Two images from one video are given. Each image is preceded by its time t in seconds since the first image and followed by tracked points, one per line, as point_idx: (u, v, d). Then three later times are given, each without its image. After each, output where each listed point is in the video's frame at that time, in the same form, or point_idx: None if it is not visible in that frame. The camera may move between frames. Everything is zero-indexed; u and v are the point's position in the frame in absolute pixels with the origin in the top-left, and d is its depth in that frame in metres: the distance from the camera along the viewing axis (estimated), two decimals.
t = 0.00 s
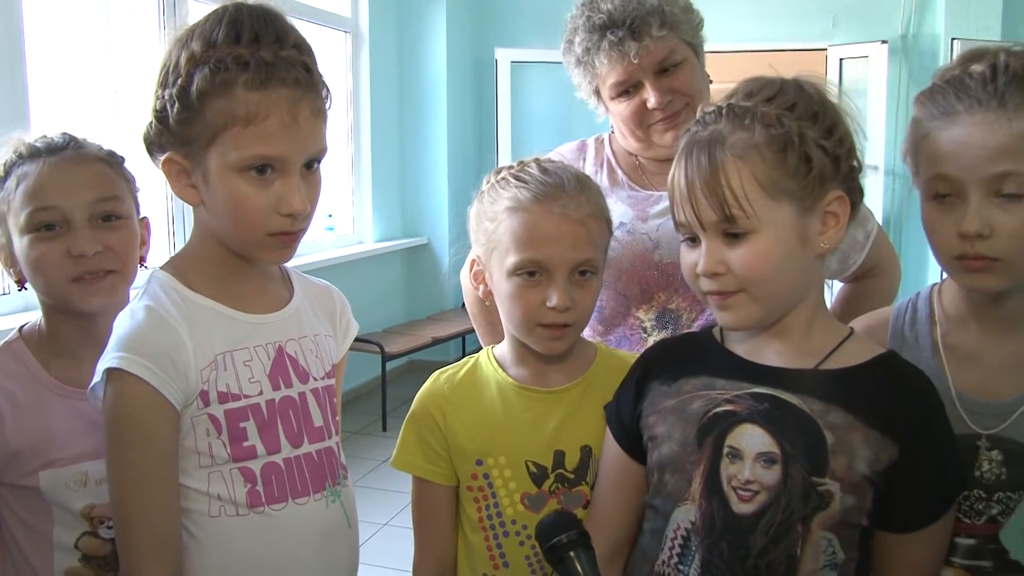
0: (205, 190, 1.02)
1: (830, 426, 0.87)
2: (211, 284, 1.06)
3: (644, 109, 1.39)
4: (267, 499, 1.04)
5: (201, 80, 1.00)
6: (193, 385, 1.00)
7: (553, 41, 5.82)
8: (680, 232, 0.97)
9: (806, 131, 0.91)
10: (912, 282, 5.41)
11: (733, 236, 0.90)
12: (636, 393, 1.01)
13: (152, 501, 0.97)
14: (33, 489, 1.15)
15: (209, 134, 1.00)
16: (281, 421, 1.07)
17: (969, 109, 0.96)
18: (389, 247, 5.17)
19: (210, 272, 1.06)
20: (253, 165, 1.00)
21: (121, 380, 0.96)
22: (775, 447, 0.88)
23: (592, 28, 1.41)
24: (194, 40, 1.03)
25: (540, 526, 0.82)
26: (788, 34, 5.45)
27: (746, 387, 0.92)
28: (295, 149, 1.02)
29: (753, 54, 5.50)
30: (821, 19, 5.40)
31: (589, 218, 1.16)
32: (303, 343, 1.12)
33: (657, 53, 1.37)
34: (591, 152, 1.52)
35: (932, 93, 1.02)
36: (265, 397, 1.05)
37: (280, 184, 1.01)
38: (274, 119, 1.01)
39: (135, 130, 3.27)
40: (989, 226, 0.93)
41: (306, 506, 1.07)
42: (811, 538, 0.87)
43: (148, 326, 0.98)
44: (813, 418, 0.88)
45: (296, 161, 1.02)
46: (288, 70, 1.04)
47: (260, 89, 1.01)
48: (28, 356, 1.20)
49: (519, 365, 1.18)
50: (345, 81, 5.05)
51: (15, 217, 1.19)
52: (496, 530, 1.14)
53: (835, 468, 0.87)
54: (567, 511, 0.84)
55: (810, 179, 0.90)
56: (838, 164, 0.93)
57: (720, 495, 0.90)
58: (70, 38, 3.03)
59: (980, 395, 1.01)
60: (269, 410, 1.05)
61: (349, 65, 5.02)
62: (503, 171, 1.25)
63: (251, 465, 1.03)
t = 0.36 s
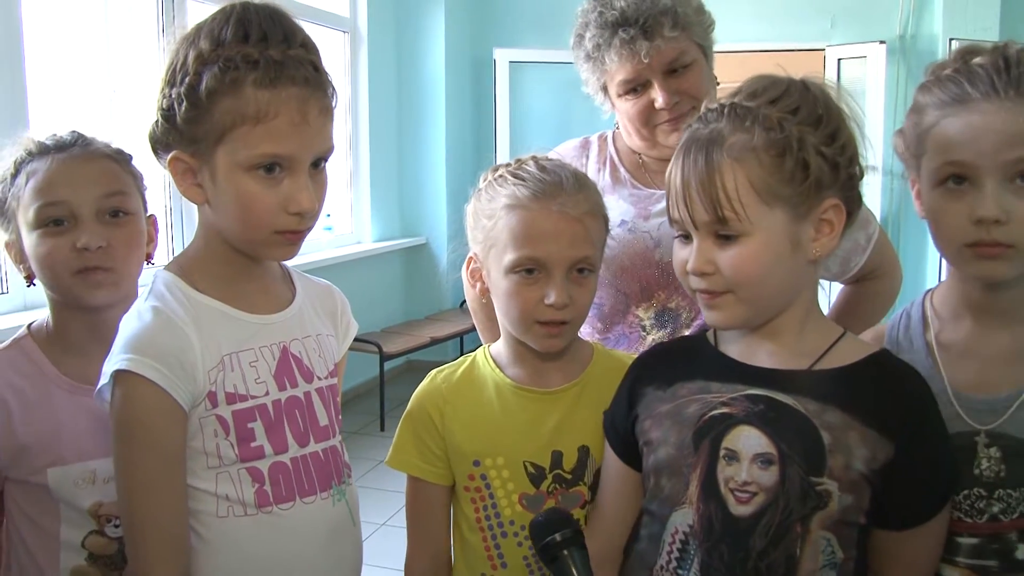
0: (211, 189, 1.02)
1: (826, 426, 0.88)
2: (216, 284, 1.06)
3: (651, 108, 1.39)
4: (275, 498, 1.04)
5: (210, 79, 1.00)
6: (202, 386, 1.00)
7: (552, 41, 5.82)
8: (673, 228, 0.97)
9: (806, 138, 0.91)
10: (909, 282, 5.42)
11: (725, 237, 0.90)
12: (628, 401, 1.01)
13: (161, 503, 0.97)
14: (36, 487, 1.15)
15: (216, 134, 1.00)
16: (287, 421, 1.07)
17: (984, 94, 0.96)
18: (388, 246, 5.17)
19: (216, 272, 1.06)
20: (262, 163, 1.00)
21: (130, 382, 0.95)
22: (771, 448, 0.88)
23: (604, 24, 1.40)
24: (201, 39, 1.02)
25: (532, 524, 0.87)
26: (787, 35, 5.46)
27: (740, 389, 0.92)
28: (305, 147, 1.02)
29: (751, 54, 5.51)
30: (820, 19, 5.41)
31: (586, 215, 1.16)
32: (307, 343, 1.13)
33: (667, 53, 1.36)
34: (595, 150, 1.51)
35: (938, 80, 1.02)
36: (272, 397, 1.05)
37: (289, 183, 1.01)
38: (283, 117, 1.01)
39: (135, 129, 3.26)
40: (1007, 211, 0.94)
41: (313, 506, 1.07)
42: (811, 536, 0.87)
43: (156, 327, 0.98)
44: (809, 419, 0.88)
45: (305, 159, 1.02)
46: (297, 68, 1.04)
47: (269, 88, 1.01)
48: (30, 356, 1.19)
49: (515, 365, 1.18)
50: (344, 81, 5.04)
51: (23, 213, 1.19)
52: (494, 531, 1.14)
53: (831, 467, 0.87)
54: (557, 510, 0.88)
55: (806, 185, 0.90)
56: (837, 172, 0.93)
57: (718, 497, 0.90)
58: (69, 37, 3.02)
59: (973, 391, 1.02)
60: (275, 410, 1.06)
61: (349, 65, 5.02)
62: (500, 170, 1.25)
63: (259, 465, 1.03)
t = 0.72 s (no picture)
0: (218, 188, 1.02)
1: (826, 424, 0.88)
2: (223, 283, 1.06)
3: (663, 110, 1.38)
4: (282, 496, 1.04)
5: (216, 78, 1.00)
6: (208, 384, 1.00)
7: (552, 42, 5.82)
8: (672, 227, 0.98)
9: (809, 147, 0.91)
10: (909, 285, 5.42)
11: (723, 241, 0.91)
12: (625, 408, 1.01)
13: (169, 501, 0.96)
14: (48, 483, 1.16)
15: (222, 132, 1.00)
16: (293, 419, 1.07)
17: (987, 103, 0.97)
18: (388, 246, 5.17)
19: (223, 270, 1.06)
20: (268, 160, 1.00)
21: (138, 380, 0.95)
22: (774, 448, 0.89)
23: (626, 22, 1.39)
24: (206, 39, 1.03)
25: (521, 524, 0.87)
26: (787, 37, 5.47)
27: (739, 391, 0.92)
28: (309, 144, 1.02)
29: (751, 56, 5.51)
30: (820, 22, 5.41)
31: (585, 216, 1.17)
32: (313, 342, 1.13)
33: (686, 57, 1.36)
34: (599, 150, 1.51)
35: (943, 88, 1.02)
36: (278, 395, 1.06)
37: (295, 179, 1.01)
38: (289, 115, 1.01)
39: (136, 128, 3.27)
40: (1013, 219, 0.94)
41: (320, 503, 1.08)
42: (814, 538, 0.87)
43: (164, 325, 0.98)
44: (809, 417, 0.88)
45: (310, 156, 1.03)
46: (301, 66, 1.04)
47: (274, 86, 1.01)
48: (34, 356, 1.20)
49: (515, 365, 1.19)
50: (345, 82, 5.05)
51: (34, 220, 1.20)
52: (487, 531, 1.14)
53: (835, 464, 0.87)
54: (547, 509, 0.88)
55: (806, 194, 0.90)
56: (837, 182, 0.93)
57: (720, 499, 0.90)
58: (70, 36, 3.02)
59: (981, 392, 1.02)
60: (282, 408, 1.06)
61: (349, 65, 5.02)
62: (497, 172, 1.25)
63: (266, 463, 1.04)
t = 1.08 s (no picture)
0: (229, 186, 1.02)
1: (826, 426, 0.88)
2: (234, 278, 1.06)
3: (677, 116, 1.33)
4: (291, 491, 1.04)
5: (223, 76, 1.00)
6: (219, 379, 1.00)
7: (552, 43, 5.82)
8: (672, 229, 0.98)
9: (808, 149, 0.91)
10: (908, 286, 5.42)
11: (723, 243, 0.91)
12: (629, 407, 1.00)
13: (180, 497, 0.97)
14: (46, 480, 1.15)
15: (231, 129, 1.01)
16: (303, 416, 1.07)
17: (987, 108, 0.97)
18: (388, 245, 5.17)
19: (237, 264, 1.06)
20: (278, 152, 1.01)
21: (150, 374, 0.95)
22: (773, 450, 0.89)
23: (657, 23, 1.34)
24: (213, 39, 1.03)
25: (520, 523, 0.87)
26: (786, 38, 5.46)
27: (739, 392, 0.92)
28: (314, 137, 1.02)
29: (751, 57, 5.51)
30: (820, 23, 5.41)
31: (582, 215, 1.17)
32: (324, 339, 1.13)
33: (711, 67, 1.30)
34: (606, 150, 1.48)
35: (943, 92, 1.03)
36: (288, 391, 1.06)
37: (304, 171, 1.01)
38: (294, 109, 1.01)
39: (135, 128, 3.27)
40: (1016, 225, 0.94)
41: (329, 499, 1.08)
42: (814, 536, 0.87)
43: (177, 321, 0.98)
44: (809, 419, 0.89)
45: (319, 150, 1.03)
46: (306, 61, 1.04)
47: (280, 80, 1.01)
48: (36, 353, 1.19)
49: (514, 365, 1.19)
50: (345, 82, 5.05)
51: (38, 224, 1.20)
52: (488, 530, 1.14)
53: (833, 467, 0.87)
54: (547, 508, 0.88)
55: (805, 196, 0.90)
56: (837, 182, 0.93)
57: (721, 501, 0.90)
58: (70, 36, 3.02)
59: (993, 394, 1.02)
60: (292, 404, 1.06)
61: (349, 65, 5.02)
62: (494, 174, 1.25)
63: (275, 458, 1.04)
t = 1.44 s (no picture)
0: (249, 187, 1.02)
1: (824, 425, 0.89)
2: (239, 277, 1.07)
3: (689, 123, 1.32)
4: (297, 488, 1.05)
5: (259, 79, 1.00)
6: (226, 378, 1.00)
7: (549, 43, 5.82)
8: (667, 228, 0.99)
9: (796, 146, 0.92)
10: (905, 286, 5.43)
11: (714, 242, 0.92)
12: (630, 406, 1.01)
13: (187, 494, 0.97)
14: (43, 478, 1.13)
15: (260, 131, 1.01)
16: (308, 413, 1.07)
17: (979, 110, 0.98)
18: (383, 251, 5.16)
19: (242, 264, 1.07)
20: (309, 159, 1.02)
21: (156, 373, 0.96)
22: (772, 448, 0.89)
23: (686, 30, 1.31)
24: (244, 39, 1.01)
25: (524, 520, 0.87)
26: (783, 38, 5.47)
27: (738, 390, 0.93)
28: (344, 144, 1.04)
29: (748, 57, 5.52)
30: (817, 23, 5.41)
31: (566, 219, 1.16)
32: (327, 338, 1.13)
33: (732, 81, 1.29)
34: (613, 150, 1.48)
35: (935, 94, 1.03)
36: (293, 389, 1.06)
37: (330, 177, 1.03)
38: (330, 116, 1.03)
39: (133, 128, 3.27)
40: (1011, 227, 0.95)
41: (334, 495, 1.08)
42: (811, 533, 0.88)
43: (182, 320, 0.99)
44: (807, 418, 0.89)
45: (343, 155, 1.04)
46: (340, 70, 1.06)
47: (316, 88, 1.02)
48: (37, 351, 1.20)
49: (507, 368, 1.19)
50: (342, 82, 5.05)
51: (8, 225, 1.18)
52: (486, 528, 1.14)
53: (831, 466, 0.88)
54: (551, 507, 0.89)
55: (794, 193, 0.90)
56: (829, 178, 0.93)
57: (720, 497, 0.90)
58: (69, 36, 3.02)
59: (990, 398, 1.03)
60: (297, 401, 1.06)
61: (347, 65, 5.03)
62: (485, 176, 1.25)
63: (280, 456, 1.04)
